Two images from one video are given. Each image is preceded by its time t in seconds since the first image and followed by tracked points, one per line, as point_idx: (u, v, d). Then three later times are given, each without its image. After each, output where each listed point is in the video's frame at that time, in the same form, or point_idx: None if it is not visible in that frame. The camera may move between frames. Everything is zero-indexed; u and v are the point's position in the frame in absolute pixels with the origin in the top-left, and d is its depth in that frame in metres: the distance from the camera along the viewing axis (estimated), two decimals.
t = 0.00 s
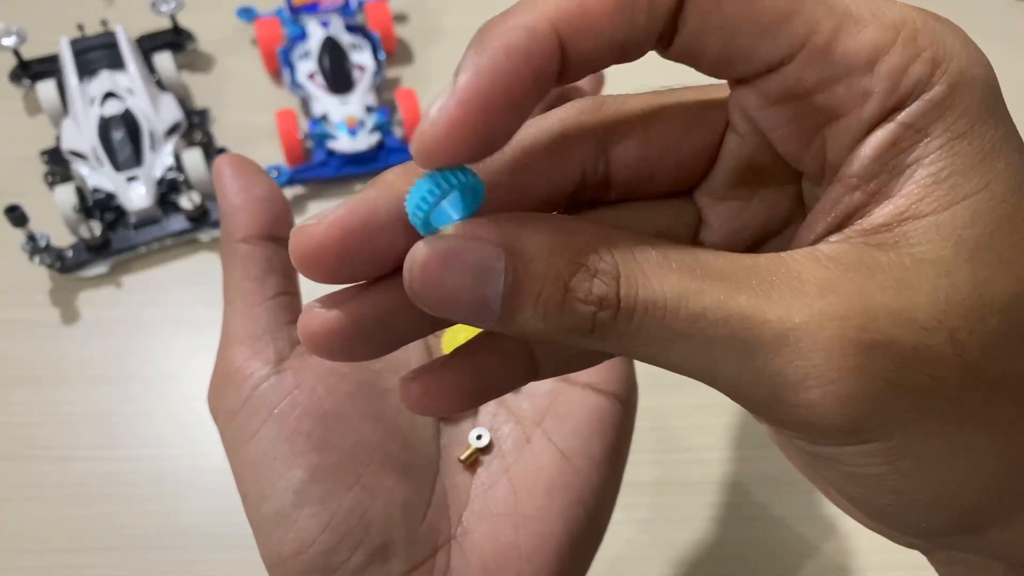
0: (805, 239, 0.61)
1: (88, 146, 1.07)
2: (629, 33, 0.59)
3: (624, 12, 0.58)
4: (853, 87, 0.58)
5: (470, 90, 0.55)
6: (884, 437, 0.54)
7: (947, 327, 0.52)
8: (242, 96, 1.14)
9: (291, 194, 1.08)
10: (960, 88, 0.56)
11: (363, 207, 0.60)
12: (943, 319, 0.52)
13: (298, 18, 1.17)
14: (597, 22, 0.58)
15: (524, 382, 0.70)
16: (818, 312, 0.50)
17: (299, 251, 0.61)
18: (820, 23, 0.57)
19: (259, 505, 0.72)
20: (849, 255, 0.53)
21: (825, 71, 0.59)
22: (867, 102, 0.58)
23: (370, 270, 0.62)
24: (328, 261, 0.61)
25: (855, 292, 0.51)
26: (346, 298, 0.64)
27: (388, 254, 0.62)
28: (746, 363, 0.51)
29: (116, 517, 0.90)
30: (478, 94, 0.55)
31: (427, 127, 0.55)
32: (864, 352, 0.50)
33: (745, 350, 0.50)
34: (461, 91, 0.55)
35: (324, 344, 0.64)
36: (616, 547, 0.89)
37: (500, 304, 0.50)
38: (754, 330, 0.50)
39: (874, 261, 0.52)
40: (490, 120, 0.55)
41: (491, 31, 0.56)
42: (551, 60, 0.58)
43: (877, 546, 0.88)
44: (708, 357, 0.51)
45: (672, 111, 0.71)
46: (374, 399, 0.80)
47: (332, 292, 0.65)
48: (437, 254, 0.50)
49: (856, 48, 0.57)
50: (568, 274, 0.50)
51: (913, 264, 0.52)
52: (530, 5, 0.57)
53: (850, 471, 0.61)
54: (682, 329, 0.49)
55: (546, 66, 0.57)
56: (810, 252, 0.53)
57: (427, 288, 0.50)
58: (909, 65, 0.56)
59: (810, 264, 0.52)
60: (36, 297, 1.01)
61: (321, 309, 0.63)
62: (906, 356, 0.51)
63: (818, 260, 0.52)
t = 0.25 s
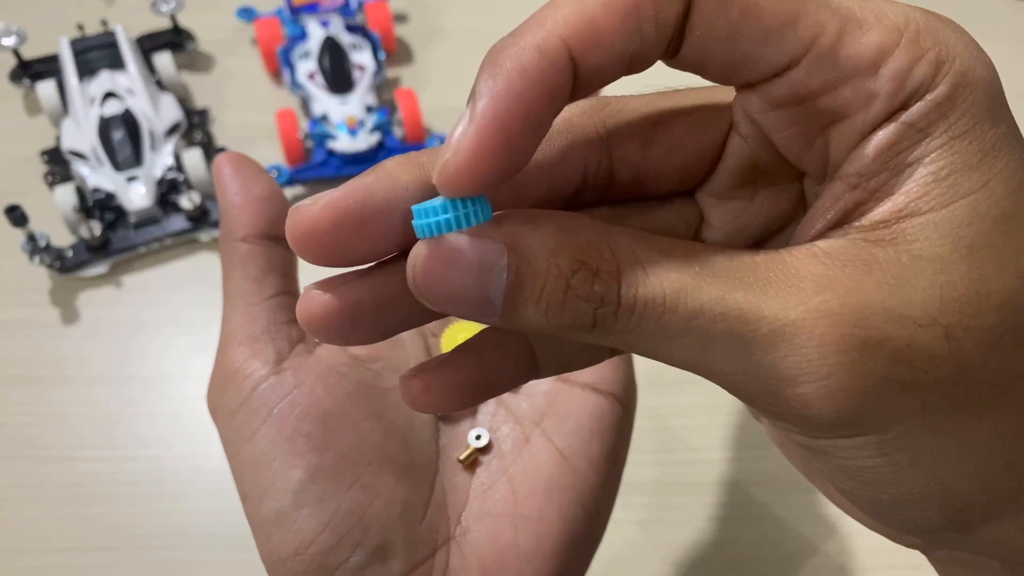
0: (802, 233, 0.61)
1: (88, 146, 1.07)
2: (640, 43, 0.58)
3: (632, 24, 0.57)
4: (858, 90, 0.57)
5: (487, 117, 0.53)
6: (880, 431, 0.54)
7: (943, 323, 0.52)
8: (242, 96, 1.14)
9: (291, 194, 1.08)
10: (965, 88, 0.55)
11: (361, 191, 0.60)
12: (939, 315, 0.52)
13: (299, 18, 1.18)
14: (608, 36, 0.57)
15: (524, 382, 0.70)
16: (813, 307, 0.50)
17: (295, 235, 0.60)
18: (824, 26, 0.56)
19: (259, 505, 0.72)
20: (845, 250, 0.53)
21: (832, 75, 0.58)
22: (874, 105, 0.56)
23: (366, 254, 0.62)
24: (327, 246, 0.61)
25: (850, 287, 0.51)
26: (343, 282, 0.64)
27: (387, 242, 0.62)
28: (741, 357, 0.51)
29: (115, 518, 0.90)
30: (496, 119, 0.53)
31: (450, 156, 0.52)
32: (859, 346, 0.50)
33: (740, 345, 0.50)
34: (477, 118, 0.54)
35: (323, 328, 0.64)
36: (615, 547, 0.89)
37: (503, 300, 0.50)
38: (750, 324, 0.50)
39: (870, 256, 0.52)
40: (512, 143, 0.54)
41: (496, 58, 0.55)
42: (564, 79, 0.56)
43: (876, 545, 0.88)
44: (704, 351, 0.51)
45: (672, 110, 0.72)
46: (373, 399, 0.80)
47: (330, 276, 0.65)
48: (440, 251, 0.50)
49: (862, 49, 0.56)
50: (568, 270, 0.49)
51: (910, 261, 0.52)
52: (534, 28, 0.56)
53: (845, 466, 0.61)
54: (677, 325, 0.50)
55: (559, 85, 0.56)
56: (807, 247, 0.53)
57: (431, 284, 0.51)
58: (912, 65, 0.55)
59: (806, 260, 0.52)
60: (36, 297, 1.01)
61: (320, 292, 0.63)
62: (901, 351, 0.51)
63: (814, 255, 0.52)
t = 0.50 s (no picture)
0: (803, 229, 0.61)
1: (88, 146, 1.07)
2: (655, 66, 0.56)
3: (651, 45, 0.55)
4: (870, 97, 0.56)
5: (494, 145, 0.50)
6: (880, 424, 0.54)
7: (943, 320, 0.52)
8: (242, 97, 1.14)
9: (291, 194, 1.08)
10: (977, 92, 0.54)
11: (374, 202, 0.61)
12: (939, 312, 0.52)
13: (299, 18, 1.18)
14: (626, 57, 0.54)
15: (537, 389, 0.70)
16: (814, 306, 0.50)
17: (310, 247, 0.61)
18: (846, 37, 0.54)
19: (258, 506, 0.72)
20: (846, 248, 0.53)
21: (849, 86, 0.56)
22: (888, 113, 0.56)
23: (379, 268, 0.63)
24: (340, 261, 0.61)
25: (852, 285, 0.51)
26: (352, 292, 0.64)
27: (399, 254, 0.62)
28: (742, 353, 0.51)
29: (115, 518, 0.90)
30: (505, 145, 0.50)
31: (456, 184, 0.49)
32: (860, 343, 0.50)
33: (741, 342, 0.50)
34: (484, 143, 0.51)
35: (335, 337, 0.63)
36: (615, 547, 0.89)
37: (504, 307, 0.50)
38: (750, 323, 0.50)
39: (872, 254, 0.52)
40: (519, 172, 0.51)
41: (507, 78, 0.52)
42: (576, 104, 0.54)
43: (877, 545, 0.87)
44: (706, 349, 0.51)
45: (677, 112, 0.73)
46: (373, 400, 0.80)
47: (340, 289, 0.65)
48: (440, 260, 0.50)
49: (876, 54, 0.55)
50: (571, 275, 0.49)
51: (912, 258, 0.52)
52: (548, 48, 0.53)
53: (844, 458, 0.61)
54: (679, 323, 0.50)
55: (572, 111, 0.53)
56: (810, 245, 0.53)
57: (431, 293, 0.50)
58: (930, 73, 0.54)
59: (807, 257, 0.52)
60: (36, 297, 1.01)
61: (329, 303, 0.63)
62: (901, 348, 0.51)
63: (816, 252, 0.53)
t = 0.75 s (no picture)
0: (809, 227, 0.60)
1: (88, 146, 1.07)
2: (661, 66, 0.56)
3: (654, 45, 0.55)
4: (877, 98, 0.56)
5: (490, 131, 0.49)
6: (887, 423, 0.55)
7: (951, 321, 0.52)
8: (242, 97, 1.14)
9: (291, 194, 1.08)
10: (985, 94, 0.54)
11: (384, 212, 0.60)
12: (946, 312, 0.52)
13: (299, 18, 1.18)
14: (629, 60, 0.54)
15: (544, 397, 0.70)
16: (823, 306, 0.50)
17: (321, 256, 0.61)
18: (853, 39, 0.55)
19: (260, 506, 0.72)
20: (854, 246, 0.53)
21: (856, 87, 0.56)
22: (895, 114, 0.56)
23: (389, 277, 0.62)
24: (350, 269, 0.61)
25: (860, 285, 0.51)
26: (361, 300, 0.63)
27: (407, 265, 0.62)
28: (751, 353, 0.51)
29: (116, 518, 0.90)
30: (500, 134, 0.50)
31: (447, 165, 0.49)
32: (867, 344, 0.51)
33: (750, 342, 0.50)
34: (479, 129, 0.50)
35: (344, 345, 0.64)
36: (616, 546, 0.89)
37: (511, 301, 0.50)
38: (759, 323, 0.50)
39: (881, 254, 0.52)
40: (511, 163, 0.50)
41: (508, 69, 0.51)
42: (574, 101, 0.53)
43: (878, 545, 0.87)
44: (714, 350, 0.51)
45: (682, 111, 0.73)
46: (374, 400, 0.80)
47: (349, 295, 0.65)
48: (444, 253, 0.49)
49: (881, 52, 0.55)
50: (578, 270, 0.49)
51: (920, 257, 0.52)
52: (552, 41, 0.53)
53: (847, 459, 0.61)
54: (688, 323, 0.50)
55: (569, 107, 0.53)
56: (817, 243, 0.53)
57: (435, 289, 0.50)
58: (937, 73, 0.54)
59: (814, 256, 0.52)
60: (36, 297, 1.01)
61: (339, 311, 0.63)
62: (909, 349, 0.51)
63: (825, 251, 0.52)
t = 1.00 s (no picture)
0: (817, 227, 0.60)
1: (88, 146, 1.07)
2: (664, 56, 0.57)
3: (656, 34, 0.56)
4: (880, 91, 0.56)
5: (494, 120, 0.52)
6: (894, 424, 0.55)
7: (957, 322, 0.52)
8: (242, 97, 1.14)
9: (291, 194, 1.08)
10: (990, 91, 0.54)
11: (386, 208, 0.61)
12: (954, 314, 0.52)
13: (299, 19, 1.18)
14: (631, 45, 0.55)
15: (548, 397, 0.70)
16: (832, 307, 0.50)
17: (324, 254, 0.61)
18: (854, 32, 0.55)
19: (261, 506, 0.72)
20: (862, 246, 0.53)
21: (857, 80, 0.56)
22: (898, 109, 0.56)
23: (390, 276, 0.63)
24: (353, 266, 0.61)
25: (868, 287, 0.51)
26: (363, 296, 0.63)
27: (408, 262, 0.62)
28: (759, 355, 0.51)
29: (117, 518, 0.90)
30: (502, 123, 0.52)
31: (451, 152, 0.51)
32: (876, 346, 0.51)
33: (758, 344, 0.50)
34: (484, 119, 0.52)
35: (346, 341, 0.63)
36: (617, 546, 0.89)
37: (517, 309, 0.49)
38: (768, 325, 0.50)
39: (889, 256, 0.52)
40: (513, 148, 0.52)
41: (512, 60, 0.53)
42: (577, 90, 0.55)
43: (878, 545, 0.88)
44: (722, 352, 0.51)
45: (687, 108, 0.73)
46: (375, 400, 0.80)
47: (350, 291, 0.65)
48: (453, 257, 0.49)
49: (885, 49, 0.55)
50: (592, 275, 0.48)
51: (926, 258, 0.52)
52: (554, 28, 0.54)
53: (850, 457, 0.62)
54: (696, 324, 0.49)
55: (573, 93, 0.54)
56: (825, 244, 0.53)
57: (442, 290, 0.49)
58: (941, 67, 0.54)
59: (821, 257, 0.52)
60: (36, 297, 1.01)
61: (340, 307, 0.63)
62: (916, 351, 0.52)
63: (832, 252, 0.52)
